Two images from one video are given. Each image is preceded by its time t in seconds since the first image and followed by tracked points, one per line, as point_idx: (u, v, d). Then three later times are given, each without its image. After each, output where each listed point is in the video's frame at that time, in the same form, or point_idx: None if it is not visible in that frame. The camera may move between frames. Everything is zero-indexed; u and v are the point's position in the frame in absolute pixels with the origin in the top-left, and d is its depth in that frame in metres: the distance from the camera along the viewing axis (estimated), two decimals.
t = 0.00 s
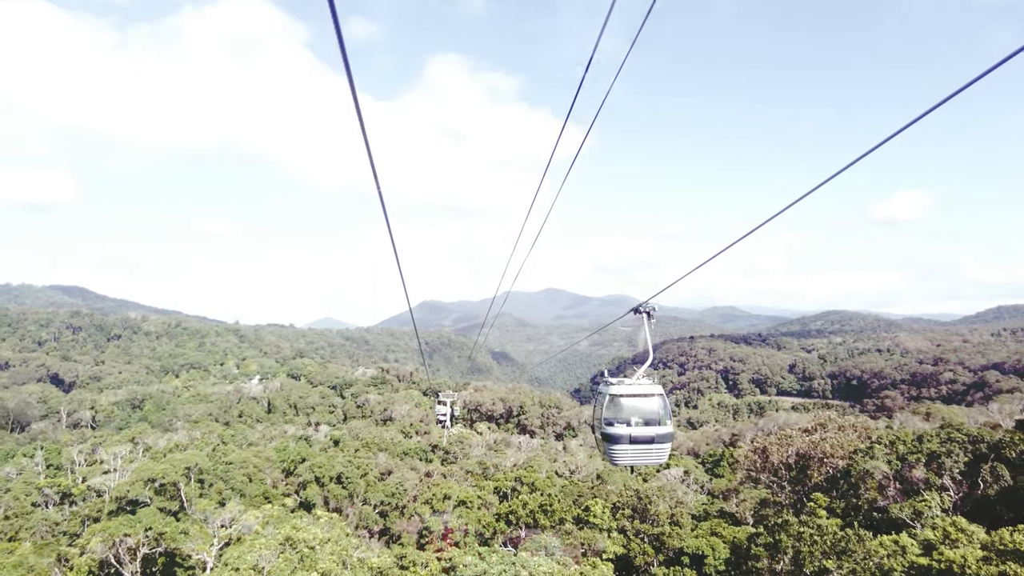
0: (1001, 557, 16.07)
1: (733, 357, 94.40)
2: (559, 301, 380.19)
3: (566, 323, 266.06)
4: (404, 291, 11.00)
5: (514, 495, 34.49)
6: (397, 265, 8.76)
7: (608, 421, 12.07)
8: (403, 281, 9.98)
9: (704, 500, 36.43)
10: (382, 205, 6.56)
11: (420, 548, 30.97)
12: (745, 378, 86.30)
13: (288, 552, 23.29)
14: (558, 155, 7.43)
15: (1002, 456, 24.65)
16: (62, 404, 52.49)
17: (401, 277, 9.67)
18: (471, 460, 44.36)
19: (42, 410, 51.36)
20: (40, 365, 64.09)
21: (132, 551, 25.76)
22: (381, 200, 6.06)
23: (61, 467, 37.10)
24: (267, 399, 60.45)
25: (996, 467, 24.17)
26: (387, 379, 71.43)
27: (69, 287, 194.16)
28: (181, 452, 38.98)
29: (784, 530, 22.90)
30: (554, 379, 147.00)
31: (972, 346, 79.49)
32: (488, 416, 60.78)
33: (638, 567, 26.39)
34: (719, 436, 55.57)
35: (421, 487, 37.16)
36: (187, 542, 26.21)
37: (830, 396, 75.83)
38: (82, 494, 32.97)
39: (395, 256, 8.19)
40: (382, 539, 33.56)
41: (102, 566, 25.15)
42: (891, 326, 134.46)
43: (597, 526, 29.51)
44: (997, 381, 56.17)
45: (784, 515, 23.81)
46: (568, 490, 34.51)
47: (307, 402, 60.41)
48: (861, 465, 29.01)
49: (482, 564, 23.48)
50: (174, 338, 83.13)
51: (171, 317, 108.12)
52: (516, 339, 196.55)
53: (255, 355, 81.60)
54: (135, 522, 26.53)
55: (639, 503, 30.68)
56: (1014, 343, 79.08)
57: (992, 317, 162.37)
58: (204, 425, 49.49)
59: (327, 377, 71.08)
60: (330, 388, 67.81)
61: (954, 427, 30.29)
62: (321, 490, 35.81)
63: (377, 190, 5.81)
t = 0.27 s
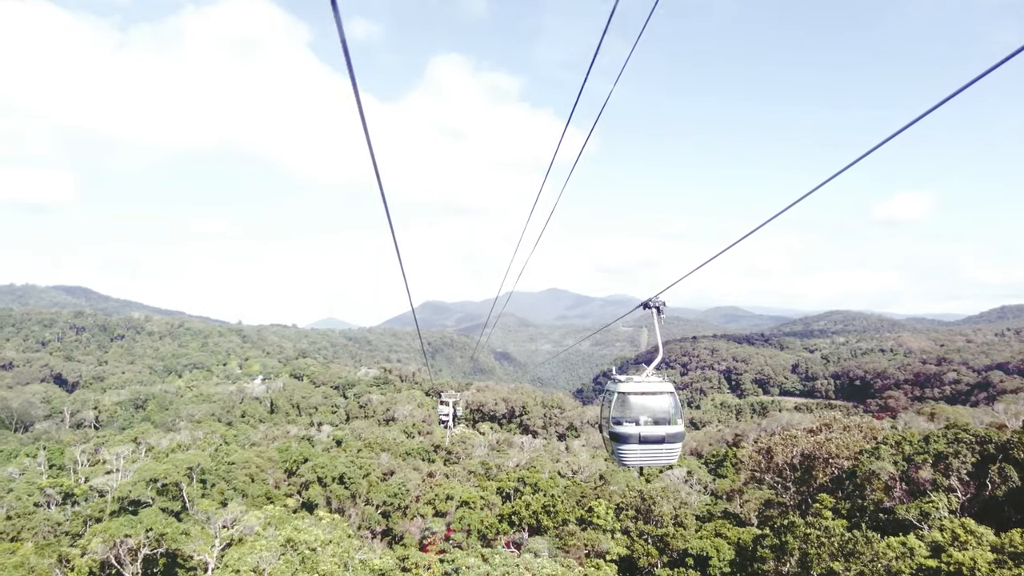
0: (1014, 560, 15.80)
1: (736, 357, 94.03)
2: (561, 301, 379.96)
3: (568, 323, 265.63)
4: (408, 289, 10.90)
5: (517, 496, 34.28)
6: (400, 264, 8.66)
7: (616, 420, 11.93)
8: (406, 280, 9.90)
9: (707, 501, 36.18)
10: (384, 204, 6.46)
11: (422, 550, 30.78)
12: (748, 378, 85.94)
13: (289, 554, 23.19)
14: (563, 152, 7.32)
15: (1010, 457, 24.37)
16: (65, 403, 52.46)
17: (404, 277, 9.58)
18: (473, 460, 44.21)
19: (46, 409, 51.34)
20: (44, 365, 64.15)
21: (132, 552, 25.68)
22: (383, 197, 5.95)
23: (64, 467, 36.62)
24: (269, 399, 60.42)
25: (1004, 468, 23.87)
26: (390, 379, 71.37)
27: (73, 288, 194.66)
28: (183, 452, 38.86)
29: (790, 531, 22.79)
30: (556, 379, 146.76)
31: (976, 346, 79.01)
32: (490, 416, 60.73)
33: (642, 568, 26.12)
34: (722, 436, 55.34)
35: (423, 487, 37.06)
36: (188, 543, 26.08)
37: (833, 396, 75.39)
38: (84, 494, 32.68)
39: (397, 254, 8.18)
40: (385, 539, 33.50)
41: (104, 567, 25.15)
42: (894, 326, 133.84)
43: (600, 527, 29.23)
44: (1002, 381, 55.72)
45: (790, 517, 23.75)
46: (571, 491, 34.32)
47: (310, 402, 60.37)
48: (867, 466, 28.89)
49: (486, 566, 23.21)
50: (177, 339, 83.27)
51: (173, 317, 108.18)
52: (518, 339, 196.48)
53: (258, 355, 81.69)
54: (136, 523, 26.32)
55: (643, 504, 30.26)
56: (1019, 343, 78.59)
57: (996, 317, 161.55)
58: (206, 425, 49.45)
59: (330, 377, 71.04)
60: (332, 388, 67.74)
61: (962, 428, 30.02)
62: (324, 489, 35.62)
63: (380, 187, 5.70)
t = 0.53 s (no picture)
0: None
1: (743, 356, 93.27)
2: (568, 301, 379.29)
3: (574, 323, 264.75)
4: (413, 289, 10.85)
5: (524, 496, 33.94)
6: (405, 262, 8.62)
7: (629, 418, 11.77)
8: (412, 278, 9.82)
9: (715, 501, 35.84)
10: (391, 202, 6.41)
11: (429, 551, 30.66)
12: (756, 378, 85.23)
13: (295, 554, 23.06)
14: (566, 153, 7.31)
15: None
16: (74, 403, 52.72)
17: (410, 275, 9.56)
18: (480, 460, 44.01)
19: (56, 409, 51.64)
20: (53, 365, 64.56)
21: (139, 552, 25.71)
22: (388, 194, 5.91)
23: (72, 467, 36.62)
24: (277, 399, 60.51)
25: (1019, 469, 23.30)
26: (396, 379, 71.32)
27: (82, 288, 196.25)
28: (190, 452, 38.88)
29: (801, 532, 22.51)
30: (562, 380, 146.33)
31: (986, 346, 77.92)
32: (497, 416, 60.55)
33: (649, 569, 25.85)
34: (729, 436, 54.91)
35: (430, 487, 36.97)
36: (194, 543, 26.10)
37: (841, 396, 74.50)
38: (92, 493, 32.69)
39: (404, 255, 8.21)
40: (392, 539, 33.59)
41: (111, 566, 25.12)
42: (903, 326, 132.32)
43: (608, 528, 29.06)
44: (1013, 381, 54.79)
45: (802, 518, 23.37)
46: (578, 492, 34.07)
47: (317, 402, 60.42)
48: (878, 467, 28.40)
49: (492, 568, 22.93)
50: (185, 339, 83.68)
51: (181, 317, 108.68)
52: (525, 339, 196.17)
53: (265, 355, 81.96)
54: (142, 523, 26.39)
55: (652, 505, 30.32)
56: None
57: (1006, 317, 159.17)
58: (213, 425, 49.53)
59: (337, 377, 71.09)
60: (339, 388, 67.75)
61: (975, 429, 29.42)
62: (330, 489, 35.53)
63: (386, 183, 5.63)
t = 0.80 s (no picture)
0: None
1: (754, 356, 92.13)
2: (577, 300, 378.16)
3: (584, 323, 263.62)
4: (422, 289, 10.68)
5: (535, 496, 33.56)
6: (414, 260, 8.43)
7: (646, 416, 11.54)
8: (422, 277, 9.64)
9: (727, 502, 35.28)
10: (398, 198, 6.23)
11: (439, 551, 30.40)
12: (767, 379, 84.13)
13: (303, 554, 22.97)
14: (578, 142, 7.09)
15: None
16: (88, 403, 53.26)
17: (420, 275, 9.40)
18: (490, 460, 43.78)
19: (70, 408, 52.16)
20: (68, 365, 65.33)
21: (150, 549, 25.67)
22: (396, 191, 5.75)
23: (86, 465, 36.89)
24: (288, 399, 60.74)
25: None
26: (406, 378, 71.32)
27: (97, 289, 199.25)
28: (202, 451, 39.03)
29: (817, 535, 21.91)
30: (572, 380, 145.70)
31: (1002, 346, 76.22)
32: (507, 416, 60.26)
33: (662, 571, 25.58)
34: (741, 437, 54.18)
35: (440, 487, 36.80)
36: (204, 543, 26.16)
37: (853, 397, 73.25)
38: (105, 492, 32.85)
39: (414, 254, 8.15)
40: (402, 539, 33.37)
41: (121, 565, 25.13)
42: (918, 325, 129.96)
43: (619, 529, 28.63)
44: None
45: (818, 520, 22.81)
46: (589, 492, 33.72)
47: (327, 401, 60.58)
48: (894, 468, 27.66)
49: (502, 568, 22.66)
50: (197, 339, 84.38)
51: (193, 318, 109.60)
52: (535, 339, 195.63)
53: (276, 355, 82.42)
54: (152, 521, 26.40)
55: (663, 506, 29.99)
56: None
57: None
58: (225, 424, 49.79)
59: (347, 377, 71.22)
60: (349, 387, 67.84)
61: (994, 430, 28.57)
62: (340, 489, 35.46)
63: (393, 178, 5.46)
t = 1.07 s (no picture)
0: None
1: (769, 357, 90.61)
2: (590, 300, 376.59)
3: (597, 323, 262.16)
4: (435, 285, 10.33)
5: (548, 497, 33.19)
6: (426, 250, 8.08)
7: (666, 416, 11.17)
8: (434, 270, 9.29)
9: (742, 504, 34.61)
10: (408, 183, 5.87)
11: (451, 551, 30.13)
12: (782, 379, 82.76)
13: (315, 555, 22.84)
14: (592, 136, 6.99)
15: None
16: (105, 402, 53.97)
17: (432, 267, 9.03)
18: (503, 460, 43.47)
19: (88, 407, 52.86)
20: (86, 364, 66.33)
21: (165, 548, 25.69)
22: (404, 170, 5.37)
23: (103, 464, 37.29)
24: (302, 398, 61.04)
25: None
26: (418, 378, 71.35)
27: (114, 289, 203.26)
28: (216, 450, 39.27)
29: (837, 538, 21.31)
30: (584, 380, 144.85)
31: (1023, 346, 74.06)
32: (519, 416, 59.95)
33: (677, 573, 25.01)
34: (755, 437, 53.27)
35: (453, 486, 36.55)
36: (218, 542, 26.22)
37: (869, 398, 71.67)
38: (122, 490, 33.07)
39: (426, 249, 8.13)
40: (415, 539, 33.11)
41: (136, 563, 25.26)
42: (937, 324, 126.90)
43: (634, 530, 28.21)
44: None
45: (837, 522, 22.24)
46: (602, 493, 33.32)
47: (341, 401, 60.78)
48: (914, 469, 26.61)
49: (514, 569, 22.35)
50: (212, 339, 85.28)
51: (208, 318, 110.85)
52: (547, 339, 195.01)
53: (291, 355, 82.99)
54: (167, 519, 26.54)
55: (677, 506, 29.01)
56: None
57: None
58: (240, 423, 50.16)
59: (360, 377, 71.42)
60: (363, 387, 67.94)
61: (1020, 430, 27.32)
62: (353, 488, 35.40)
63: (402, 156, 5.10)
